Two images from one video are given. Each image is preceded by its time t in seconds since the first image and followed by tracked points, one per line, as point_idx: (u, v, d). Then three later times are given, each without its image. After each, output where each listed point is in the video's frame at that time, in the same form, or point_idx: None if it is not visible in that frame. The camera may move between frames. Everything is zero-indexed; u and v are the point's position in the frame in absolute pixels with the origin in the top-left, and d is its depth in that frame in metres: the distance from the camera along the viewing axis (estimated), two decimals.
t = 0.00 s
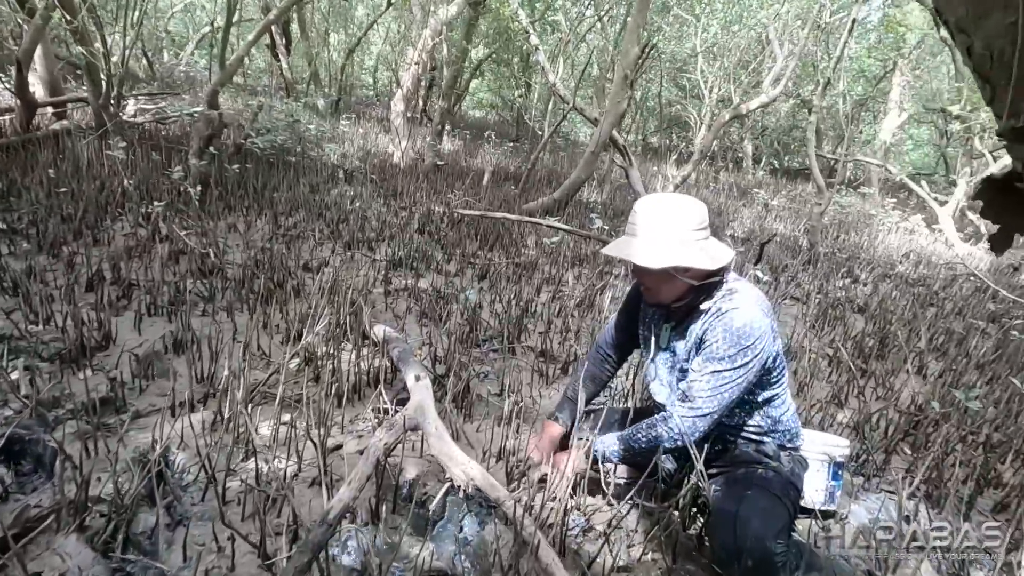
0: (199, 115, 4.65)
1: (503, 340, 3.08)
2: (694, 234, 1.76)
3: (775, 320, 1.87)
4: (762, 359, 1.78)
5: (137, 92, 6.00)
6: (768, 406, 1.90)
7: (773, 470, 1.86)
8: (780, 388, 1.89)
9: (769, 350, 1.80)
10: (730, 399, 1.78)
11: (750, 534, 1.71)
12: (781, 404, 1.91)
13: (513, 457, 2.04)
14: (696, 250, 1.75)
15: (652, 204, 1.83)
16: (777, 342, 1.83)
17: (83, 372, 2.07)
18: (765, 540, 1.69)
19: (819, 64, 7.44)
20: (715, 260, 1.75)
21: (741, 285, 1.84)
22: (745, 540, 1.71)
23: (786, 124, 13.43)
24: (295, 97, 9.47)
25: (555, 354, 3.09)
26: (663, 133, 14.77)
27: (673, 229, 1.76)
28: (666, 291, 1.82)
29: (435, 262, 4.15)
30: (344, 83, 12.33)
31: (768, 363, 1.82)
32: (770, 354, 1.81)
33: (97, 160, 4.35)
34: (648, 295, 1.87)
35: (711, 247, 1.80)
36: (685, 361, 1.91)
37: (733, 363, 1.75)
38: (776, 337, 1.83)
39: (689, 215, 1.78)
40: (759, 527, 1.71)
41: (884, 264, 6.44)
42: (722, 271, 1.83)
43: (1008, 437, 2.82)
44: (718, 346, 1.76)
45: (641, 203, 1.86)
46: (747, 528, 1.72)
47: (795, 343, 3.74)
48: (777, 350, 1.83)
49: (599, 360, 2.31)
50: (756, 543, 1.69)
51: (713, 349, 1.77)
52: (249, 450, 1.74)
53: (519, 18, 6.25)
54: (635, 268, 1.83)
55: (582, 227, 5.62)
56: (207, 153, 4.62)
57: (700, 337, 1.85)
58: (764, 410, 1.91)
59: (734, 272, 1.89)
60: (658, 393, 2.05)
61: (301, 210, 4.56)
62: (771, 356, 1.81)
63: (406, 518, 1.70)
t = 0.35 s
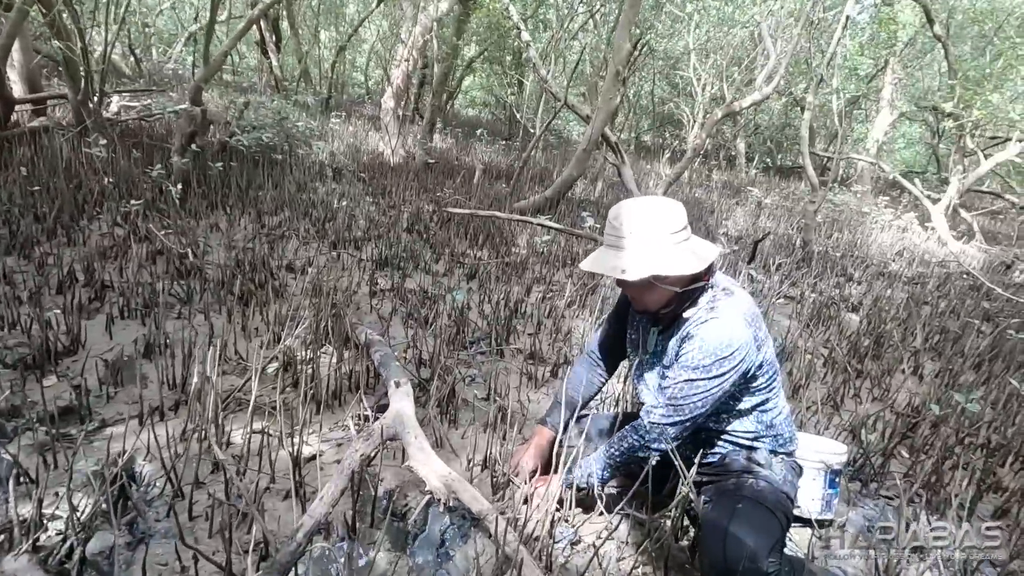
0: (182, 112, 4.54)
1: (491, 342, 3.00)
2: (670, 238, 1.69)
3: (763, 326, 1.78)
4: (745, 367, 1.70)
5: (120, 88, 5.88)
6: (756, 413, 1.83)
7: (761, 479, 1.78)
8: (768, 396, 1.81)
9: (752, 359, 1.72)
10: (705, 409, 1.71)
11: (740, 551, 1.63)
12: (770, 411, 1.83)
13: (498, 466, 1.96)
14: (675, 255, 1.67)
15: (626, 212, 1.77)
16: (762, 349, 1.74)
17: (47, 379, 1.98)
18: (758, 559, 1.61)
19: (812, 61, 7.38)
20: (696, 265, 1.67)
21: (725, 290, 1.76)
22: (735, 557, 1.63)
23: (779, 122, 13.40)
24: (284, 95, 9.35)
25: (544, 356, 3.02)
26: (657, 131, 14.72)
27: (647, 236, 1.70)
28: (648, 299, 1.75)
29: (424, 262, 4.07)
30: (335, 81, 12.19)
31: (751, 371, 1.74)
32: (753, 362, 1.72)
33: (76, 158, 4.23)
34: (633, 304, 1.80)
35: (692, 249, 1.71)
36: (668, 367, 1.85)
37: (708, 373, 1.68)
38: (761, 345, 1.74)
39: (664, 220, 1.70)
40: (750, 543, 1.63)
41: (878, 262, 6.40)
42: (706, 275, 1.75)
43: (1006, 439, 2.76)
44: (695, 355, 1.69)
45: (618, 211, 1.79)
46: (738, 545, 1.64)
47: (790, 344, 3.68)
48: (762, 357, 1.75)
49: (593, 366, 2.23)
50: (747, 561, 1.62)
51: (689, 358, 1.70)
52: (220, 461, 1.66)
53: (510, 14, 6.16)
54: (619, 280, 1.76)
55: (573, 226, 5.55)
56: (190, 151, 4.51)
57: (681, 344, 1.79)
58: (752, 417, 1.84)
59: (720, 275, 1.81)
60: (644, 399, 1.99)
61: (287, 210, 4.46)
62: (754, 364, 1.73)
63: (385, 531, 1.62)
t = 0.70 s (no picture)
0: (174, 112, 4.51)
1: (487, 344, 3.00)
2: (666, 242, 1.69)
3: (768, 331, 1.78)
4: (752, 372, 1.70)
5: (112, 88, 5.83)
6: (757, 420, 1.83)
7: (759, 488, 1.78)
8: (770, 402, 1.81)
9: (759, 363, 1.71)
10: (718, 415, 1.69)
11: (732, 561, 1.63)
12: (771, 418, 1.84)
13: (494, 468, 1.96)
14: (672, 259, 1.67)
15: (623, 218, 1.77)
16: (768, 355, 1.74)
17: (39, 384, 1.96)
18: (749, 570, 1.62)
19: (806, 61, 7.40)
20: (695, 268, 1.67)
21: (729, 294, 1.76)
22: (727, 566, 1.64)
23: (773, 122, 13.42)
24: (278, 94, 9.31)
25: (540, 358, 3.02)
26: (651, 131, 14.73)
27: (644, 241, 1.70)
28: (652, 303, 1.77)
29: (419, 263, 4.06)
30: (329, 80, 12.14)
31: (758, 376, 1.73)
32: (759, 367, 1.72)
33: (67, 159, 4.20)
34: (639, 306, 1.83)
35: (690, 251, 1.71)
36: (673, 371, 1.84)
37: (718, 378, 1.66)
38: (766, 350, 1.74)
39: (659, 225, 1.70)
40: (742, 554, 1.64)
41: (871, 262, 6.42)
42: (709, 279, 1.76)
43: (999, 439, 2.77)
44: (704, 359, 1.68)
45: (617, 214, 1.80)
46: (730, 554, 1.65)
47: (785, 344, 3.68)
48: (766, 364, 1.75)
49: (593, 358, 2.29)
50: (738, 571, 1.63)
51: (698, 362, 1.69)
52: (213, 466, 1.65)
53: (504, 14, 6.14)
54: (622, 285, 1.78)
55: (568, 226, 5.55)
56: (182, 152, 4.48)
57: (687, 348, 1.78)
58: (753, 425, 1.84)
59: (725, 279, 1.82)
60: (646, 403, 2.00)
61: (281, 211, 4.44)
62: (761, 370, 1.73)
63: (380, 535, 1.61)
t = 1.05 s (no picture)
0: (169, 111, 4.48)
1: (485, 344, 2.99)
2: (664, 240, 1.69)
3: (762, 333, 1.78)
4: (742, 373, 1.71)
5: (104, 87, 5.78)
6: (750, 419, 1.83)
7: (753, 487, 1.78)
8: (763, 402, 1.82)
9: (749, 365, 1.72)
10: (701, 414, 1.71)
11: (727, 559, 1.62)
12: (764, 417, 1.84)
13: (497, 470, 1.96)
14: (671, 257, 1.68)
15: (622, 214, 1.77)
16: (760, 356, 1.74)
17: (36, 387, 1.94)
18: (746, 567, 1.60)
19: (800, 60, 7.43)
20: (693, 267, 1.67)
21: (725, 295, 1.75)
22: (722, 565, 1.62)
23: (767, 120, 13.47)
24: (272, 93, 9.26)
25: (539, 358, 3.02)
26: (646, 129, 14.75)
27: (642, 239, 1.70)
28: (648, 301, 1.76)
29: (415, 262, 4.04)
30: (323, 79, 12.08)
31: (747, 378, 1.74)
32: (750, 369, 1.73)
33: (60, 159, 4.16)
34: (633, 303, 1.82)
35: (688, 249, 1.71)
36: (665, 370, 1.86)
37: (704, 377, 1.68)
38: (758, 351, 1.74)
39: (660, 223, 1.70)
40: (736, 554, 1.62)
41: (866, 260, 6.45)
42: (707, 279, 1.75)
43: (996, 436, 2.79)
44: (691, 359, 1.69)
45: (619, 210, 1.79)
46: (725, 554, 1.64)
47: (782, 343, 3.69)
48: (759, 365, 1.75)
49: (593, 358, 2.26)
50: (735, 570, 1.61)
51: (686, 361, 1.70)
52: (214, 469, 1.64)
53: (500, 13, 6.13)
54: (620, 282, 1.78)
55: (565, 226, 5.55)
56: (177, 151, 4.45)
57: (678, 347, 1.79)
58: (746, 423, 1.85)
59: (723, 279, 1.81)
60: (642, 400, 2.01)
61: (277, 211, 4.42)
62: (751, 371, 1.73)
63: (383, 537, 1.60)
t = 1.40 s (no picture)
0: (156, 108, 4.42)
1: (478, 342, 2.97)
2: (672, 230, 1.67)
3: (760, 331, 1.77)
4: (737, 370, 1.69)
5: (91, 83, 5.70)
6: (745, 416, 1.82)
7: (745, 484, 1.77)
8: (759, 399, 1.81)
9: (745, 361, 1.70)
10: (693, 407, 1.70)
11: (719, 558, 1.60)
12: (759, 414, 1.83)
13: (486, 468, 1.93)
14: (676, 247, 1.66)
15: (632, 200, 1.75)
16: (757, 353, 1.73)
17: (17, 388, 1.90)
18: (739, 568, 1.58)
19: (792, 58, 7.44)
20: (698, 258, 1.65)
21: (727, 292, 1.73)
22: (715, 563, 1.60)
23: (759, 118, 13.49)
24: (263, 90, 9.18)
25: (532, 356, 2.99)
26: (639, 127, 14.75)
27: (651, 225, 1.68)
28: (649, 291, 1.74)
29: (407, 260, 4.01)
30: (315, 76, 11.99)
31: (743, 374, 1.73)
32: (745, 365, 1.71)
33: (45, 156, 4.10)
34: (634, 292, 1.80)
35: (694, 242, 1.69)
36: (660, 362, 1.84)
37: (698, 372, 1.66)
38: (756, 348, 1.73)
39: (670, 212, 1.68)
40: (727, 553, 1.60)
41: (858, 256, 6.47)
42: (711, 273, 1.74)
43: (988, 431, 2.79)
44: (687, 353, 1.67)
45: (631, 195, 1.77)
46: (717, 554, 1.61)
47: (775, 339, 3.69)
48: (755, 362, 1.74)
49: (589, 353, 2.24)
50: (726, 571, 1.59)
51: (681, 354, 1.69)
52: (200, 469, 1.61)
53: (492, 9, 6.09)
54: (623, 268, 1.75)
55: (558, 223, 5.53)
56: (165, 149, 4.39)
57: (675, 340, 1.77)
58: (740, 420, 1.83)
59: (725, 276, 1.79)
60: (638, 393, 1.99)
61: (267, 208, 4.37)
62: (747, 367, 1.72)
63: (372, 538, 1.58)
